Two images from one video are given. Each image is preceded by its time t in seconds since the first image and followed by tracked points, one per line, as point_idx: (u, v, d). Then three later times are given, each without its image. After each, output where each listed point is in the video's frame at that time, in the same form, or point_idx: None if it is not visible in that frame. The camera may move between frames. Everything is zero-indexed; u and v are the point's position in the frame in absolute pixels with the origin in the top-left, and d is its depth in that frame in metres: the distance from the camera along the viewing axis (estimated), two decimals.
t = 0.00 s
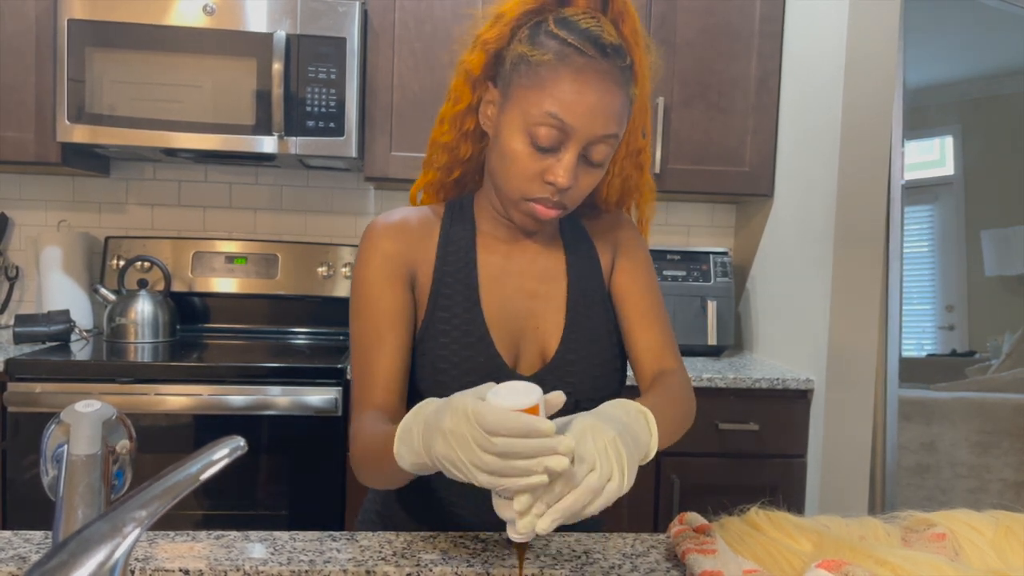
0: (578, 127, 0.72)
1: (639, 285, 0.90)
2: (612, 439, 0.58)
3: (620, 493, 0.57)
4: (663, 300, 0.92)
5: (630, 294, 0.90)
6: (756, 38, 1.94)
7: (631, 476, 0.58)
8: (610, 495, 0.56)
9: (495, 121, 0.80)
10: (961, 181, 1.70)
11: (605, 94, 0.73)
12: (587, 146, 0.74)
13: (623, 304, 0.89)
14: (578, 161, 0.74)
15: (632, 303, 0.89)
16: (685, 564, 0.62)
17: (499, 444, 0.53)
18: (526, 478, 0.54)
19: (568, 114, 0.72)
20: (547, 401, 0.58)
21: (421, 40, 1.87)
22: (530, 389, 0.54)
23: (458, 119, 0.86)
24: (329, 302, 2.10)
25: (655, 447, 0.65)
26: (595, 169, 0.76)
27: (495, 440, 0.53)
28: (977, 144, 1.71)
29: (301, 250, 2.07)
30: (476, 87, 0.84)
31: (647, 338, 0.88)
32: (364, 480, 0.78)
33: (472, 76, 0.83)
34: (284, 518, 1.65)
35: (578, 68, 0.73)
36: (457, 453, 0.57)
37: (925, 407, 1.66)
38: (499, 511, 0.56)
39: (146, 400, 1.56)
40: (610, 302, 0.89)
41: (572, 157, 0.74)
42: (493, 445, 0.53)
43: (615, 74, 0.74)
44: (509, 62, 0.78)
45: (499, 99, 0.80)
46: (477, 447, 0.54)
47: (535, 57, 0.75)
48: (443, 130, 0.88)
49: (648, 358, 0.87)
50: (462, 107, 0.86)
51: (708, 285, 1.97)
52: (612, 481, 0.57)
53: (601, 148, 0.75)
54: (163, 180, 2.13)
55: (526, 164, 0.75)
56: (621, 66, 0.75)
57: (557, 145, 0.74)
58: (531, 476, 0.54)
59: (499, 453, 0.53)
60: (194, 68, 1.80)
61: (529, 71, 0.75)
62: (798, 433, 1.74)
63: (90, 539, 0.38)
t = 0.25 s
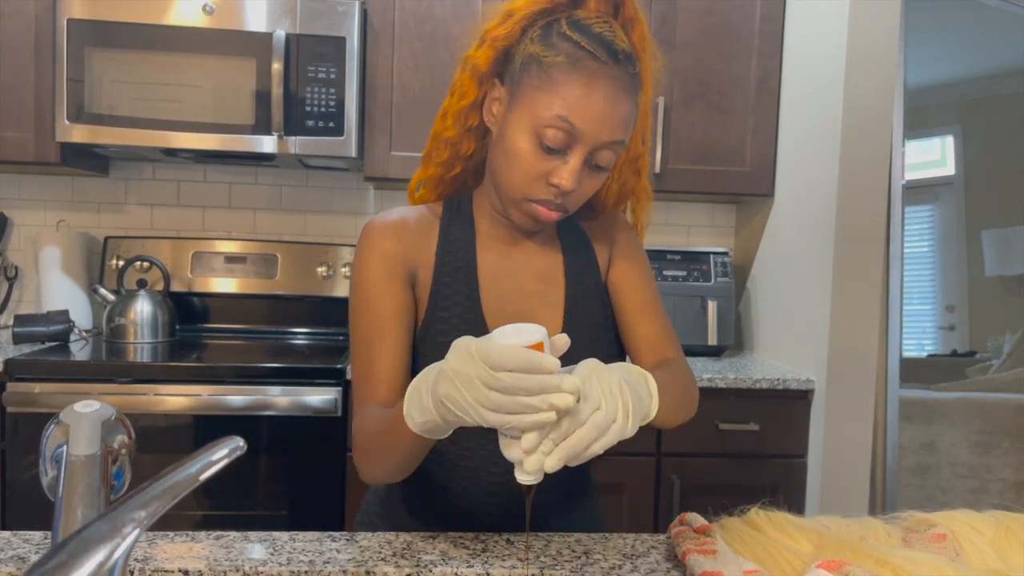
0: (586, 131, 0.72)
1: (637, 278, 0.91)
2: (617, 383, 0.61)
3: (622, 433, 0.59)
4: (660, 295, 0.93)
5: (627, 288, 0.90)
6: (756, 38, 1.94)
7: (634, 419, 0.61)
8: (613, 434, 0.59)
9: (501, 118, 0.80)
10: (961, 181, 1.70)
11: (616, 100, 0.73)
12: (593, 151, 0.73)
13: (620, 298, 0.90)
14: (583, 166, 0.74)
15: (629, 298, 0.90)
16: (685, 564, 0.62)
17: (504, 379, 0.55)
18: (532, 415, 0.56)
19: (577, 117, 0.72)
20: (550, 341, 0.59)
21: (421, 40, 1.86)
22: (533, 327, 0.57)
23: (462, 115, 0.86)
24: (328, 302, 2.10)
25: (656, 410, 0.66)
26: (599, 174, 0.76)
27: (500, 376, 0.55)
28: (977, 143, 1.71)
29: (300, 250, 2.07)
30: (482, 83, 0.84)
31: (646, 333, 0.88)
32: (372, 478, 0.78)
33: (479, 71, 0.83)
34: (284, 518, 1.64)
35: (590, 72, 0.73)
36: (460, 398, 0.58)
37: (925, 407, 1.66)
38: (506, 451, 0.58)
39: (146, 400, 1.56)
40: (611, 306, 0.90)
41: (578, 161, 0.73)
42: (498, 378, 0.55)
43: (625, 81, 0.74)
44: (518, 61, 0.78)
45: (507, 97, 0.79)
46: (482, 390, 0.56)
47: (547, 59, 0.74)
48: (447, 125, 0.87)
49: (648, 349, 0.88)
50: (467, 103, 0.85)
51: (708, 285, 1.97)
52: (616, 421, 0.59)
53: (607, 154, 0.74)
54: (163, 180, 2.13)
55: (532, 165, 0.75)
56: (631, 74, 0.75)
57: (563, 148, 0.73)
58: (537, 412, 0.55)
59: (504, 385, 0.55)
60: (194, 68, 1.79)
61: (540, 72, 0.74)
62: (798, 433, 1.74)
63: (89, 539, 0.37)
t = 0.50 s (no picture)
0: (599, 137, 0.73)
1: (648, 284, 0.91)
2: (629, 391, 0.61)
3: (629, 440, 0.60)
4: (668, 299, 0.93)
5: (638, 294, 0.90)
6: (757, 38, 1.94)
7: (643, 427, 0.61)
8: (621, 440, 0.59)
9: (512, 120, 0.80)
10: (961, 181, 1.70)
11: (630, 104, 0.73)
12: (606, 155, 0.74)
13: (630, 303, 0.90)
14: (595, 171, 0.74)
15: (640, 304, 0.90)
16: (685, 564, 0.62)
17: (514, 379, 0.55)
18: (541, 416, 0.56)
19: (591, 122, 0.72)
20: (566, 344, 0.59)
21: (420, 40, 1.86)
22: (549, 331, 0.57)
23: (473, 116, 0.86)
24: (329, 302, 2.10)
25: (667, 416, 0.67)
26: (611, 178, 0.77)
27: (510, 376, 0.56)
28: (977, 143, 1.71)
29: (300, 250, 2.07)
30: (494, 84, 0.83)
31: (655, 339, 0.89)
32: (385, 480, 0.78)
33: (491, 72, 0.83)
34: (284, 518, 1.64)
35: (604, 76, 0.73)
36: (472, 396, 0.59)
37: (925, 407, 1.66)
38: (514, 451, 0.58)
39: (146, 400, 1.56)
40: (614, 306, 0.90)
41: (591, 166, 0.74)
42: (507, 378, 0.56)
43: (639, 85, 0.74)
44: (531, 63, 0.78)
45: (518, 98, 0.79)
46: (493, 389, 0.57)
47: (560, 62, 0.75)
48: (458, 125, 0.87)
49: (658, 353, 0.89)
50: (478, 104, 0.85)
51: (708, 285, 1.97)
52: (625, 428, 0.60)
53: (619, 159, 0.75)
54: (163, 180, 2.13)
55: (543, 169, 0.75)
56: (645, 77, 0.75)
57: (576, 152, 0.74)
58: (545, 413, 0.56)
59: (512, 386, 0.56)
60: (194, 68, 1.79)
61: (553, 75, 0.74)
62: (798, 433, 1.74)
63: (89, 539, 0.37)
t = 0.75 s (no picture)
0: (601, 136, 0.72)
1: (654, 288, 0.92)
2: (632, 334, 0.61)
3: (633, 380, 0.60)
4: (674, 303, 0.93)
5: (645, 297, 0.91)
6: (757, 38, 1.94)
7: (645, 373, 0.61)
8: (623, 379, 0.59)
9: (514, 119, 0.79)
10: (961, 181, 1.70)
11: (632, 104, 0.73)
12: (608, 156, 0.74)
13: (631, 301, 0.92)
14: (597, 170, 0.74)
15: (647, 307, 0.91)
16: (685, 564, 0.62)
17: (518, 318, 0.57)
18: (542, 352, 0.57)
19: (593, 122, 0.72)
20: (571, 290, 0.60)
21: (420, 40, 1.86)
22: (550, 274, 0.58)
23: (473, 115, 0.86)
24: (329, 302, 2.10)
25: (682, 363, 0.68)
26: (613, 178, 0.77)
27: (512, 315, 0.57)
28: (977, 143, 1.71)
29: (300, 250, 2.07)
30: (495, 83, 0.83)
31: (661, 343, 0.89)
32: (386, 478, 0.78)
33: (491, 71, 0.83)
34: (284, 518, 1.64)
35: (606, 76, 0.73)
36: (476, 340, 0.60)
37: (925, 407, 1.66)
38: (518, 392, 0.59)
39: (146, 400, 1.56)
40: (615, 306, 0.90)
41: (593, 166, 0.74)
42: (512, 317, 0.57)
43: (641, 85, 0.74)
44: (533, 61, 0.78)
45: (519, 98, 0.79)
46: (496, 331, 0.58)
47: (562, 61, 0.75)
48: (458, 125, 0.87)
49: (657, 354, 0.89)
50: (479, 103, 0.85)
51: (709, 285, 1.97)
52: (626, 368, 0.60)
53: (621, 159, 0.75)
54: (163, 180, 2.13)
55: (545, 168, 0.75)
56: (647, 77, 0.75)
57: (577, 152, 0.74)
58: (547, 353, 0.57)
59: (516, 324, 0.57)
60: (194, 68, 1.79)
61: (555, 75, 0.75)
62: (798, 433, 1.74)
63: (89, 539, 0.38)
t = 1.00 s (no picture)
0: (602, 138, 0.73)
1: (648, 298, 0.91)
2: (626, 504, 0.60)
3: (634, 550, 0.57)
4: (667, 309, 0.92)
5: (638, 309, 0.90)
6: (756, 38, 1.94)
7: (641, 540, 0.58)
8: (622, 551, 0.56)
9: (512, 120, 0.79)
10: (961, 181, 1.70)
11: (633, 105, 0.73)
12: (608, 157, 0.74)
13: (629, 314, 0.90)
14: (597, 172, 0.75)
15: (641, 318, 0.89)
16: (685, 564, 0.62)
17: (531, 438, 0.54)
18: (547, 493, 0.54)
19: (594, 123, 0.72)
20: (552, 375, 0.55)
21: (420, 40, 1.86)
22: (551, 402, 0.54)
23: (471, 115, 0.86)
24: (329, 302, 2.10)
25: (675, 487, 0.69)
26: (612, 179, 0.77)
27: (528, 464, 0.53)
28: (977, 143, 1.71)
29: (300, 250, 2.07)
30: (493, 83, 0.83)
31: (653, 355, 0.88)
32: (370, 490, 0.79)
33: (489, 71, 0.83)
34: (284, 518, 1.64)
35: (607, 77, 0.73)
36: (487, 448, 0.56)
37: (925, 407, 1.65)
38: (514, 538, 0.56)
39: (146, 400, 1.56)
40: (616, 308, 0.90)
41: (593, 168, 0.74)
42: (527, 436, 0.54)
43: (642, 85, 0.74)
44: (532, 61, 0.77)
45: (518, 98, 0.79)
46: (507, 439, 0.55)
47: (562, 61, 0.74)
48: (456, 125, 0.87)
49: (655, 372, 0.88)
50: (476, 103, 0.85)
51: (709, 285, 1.96)
52: (625, 537, 0.57)
53: (621, 160, 0.75)
54: (163, 180, 2.13)
55: (545, 170, 0.75)
56: (648, 77, 0.75)
57: (578, 154, 0.74)
58: (558, 499, 0.53)
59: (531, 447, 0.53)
60: (194, 68, 1.79)
61: (555, 75, 0.74)
62: (798, 433, 1.74)
63: (89, 539, 0.37)
